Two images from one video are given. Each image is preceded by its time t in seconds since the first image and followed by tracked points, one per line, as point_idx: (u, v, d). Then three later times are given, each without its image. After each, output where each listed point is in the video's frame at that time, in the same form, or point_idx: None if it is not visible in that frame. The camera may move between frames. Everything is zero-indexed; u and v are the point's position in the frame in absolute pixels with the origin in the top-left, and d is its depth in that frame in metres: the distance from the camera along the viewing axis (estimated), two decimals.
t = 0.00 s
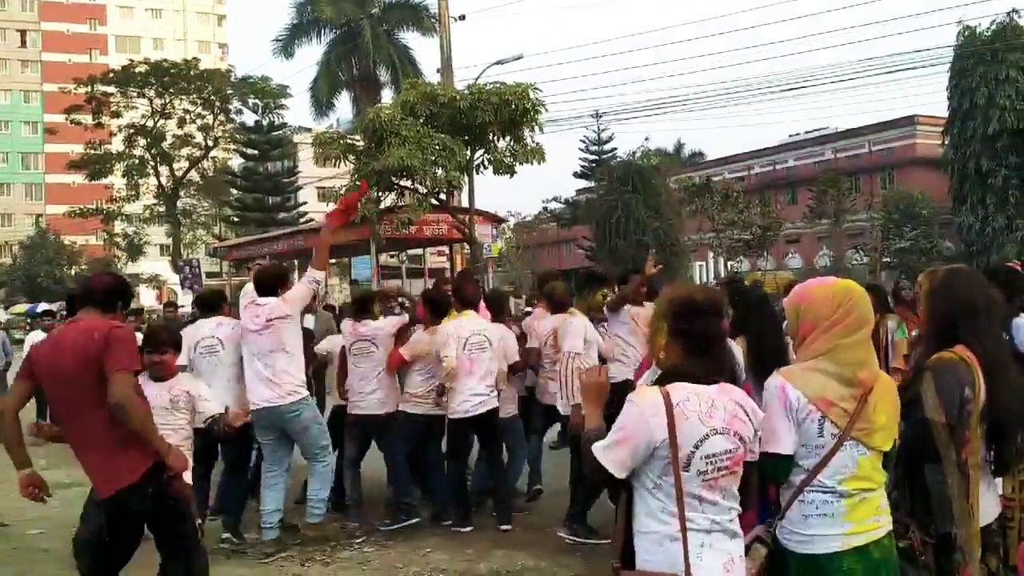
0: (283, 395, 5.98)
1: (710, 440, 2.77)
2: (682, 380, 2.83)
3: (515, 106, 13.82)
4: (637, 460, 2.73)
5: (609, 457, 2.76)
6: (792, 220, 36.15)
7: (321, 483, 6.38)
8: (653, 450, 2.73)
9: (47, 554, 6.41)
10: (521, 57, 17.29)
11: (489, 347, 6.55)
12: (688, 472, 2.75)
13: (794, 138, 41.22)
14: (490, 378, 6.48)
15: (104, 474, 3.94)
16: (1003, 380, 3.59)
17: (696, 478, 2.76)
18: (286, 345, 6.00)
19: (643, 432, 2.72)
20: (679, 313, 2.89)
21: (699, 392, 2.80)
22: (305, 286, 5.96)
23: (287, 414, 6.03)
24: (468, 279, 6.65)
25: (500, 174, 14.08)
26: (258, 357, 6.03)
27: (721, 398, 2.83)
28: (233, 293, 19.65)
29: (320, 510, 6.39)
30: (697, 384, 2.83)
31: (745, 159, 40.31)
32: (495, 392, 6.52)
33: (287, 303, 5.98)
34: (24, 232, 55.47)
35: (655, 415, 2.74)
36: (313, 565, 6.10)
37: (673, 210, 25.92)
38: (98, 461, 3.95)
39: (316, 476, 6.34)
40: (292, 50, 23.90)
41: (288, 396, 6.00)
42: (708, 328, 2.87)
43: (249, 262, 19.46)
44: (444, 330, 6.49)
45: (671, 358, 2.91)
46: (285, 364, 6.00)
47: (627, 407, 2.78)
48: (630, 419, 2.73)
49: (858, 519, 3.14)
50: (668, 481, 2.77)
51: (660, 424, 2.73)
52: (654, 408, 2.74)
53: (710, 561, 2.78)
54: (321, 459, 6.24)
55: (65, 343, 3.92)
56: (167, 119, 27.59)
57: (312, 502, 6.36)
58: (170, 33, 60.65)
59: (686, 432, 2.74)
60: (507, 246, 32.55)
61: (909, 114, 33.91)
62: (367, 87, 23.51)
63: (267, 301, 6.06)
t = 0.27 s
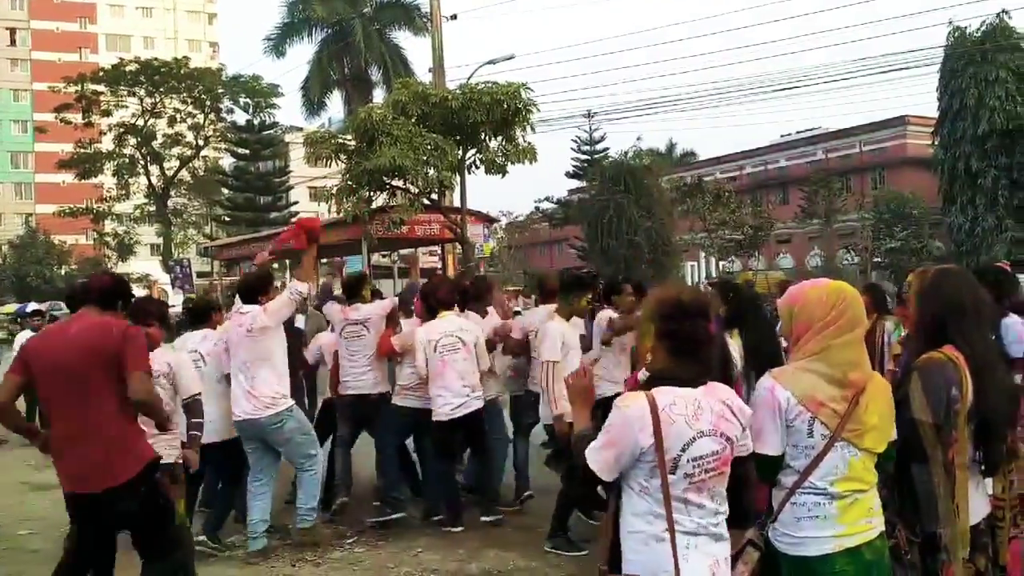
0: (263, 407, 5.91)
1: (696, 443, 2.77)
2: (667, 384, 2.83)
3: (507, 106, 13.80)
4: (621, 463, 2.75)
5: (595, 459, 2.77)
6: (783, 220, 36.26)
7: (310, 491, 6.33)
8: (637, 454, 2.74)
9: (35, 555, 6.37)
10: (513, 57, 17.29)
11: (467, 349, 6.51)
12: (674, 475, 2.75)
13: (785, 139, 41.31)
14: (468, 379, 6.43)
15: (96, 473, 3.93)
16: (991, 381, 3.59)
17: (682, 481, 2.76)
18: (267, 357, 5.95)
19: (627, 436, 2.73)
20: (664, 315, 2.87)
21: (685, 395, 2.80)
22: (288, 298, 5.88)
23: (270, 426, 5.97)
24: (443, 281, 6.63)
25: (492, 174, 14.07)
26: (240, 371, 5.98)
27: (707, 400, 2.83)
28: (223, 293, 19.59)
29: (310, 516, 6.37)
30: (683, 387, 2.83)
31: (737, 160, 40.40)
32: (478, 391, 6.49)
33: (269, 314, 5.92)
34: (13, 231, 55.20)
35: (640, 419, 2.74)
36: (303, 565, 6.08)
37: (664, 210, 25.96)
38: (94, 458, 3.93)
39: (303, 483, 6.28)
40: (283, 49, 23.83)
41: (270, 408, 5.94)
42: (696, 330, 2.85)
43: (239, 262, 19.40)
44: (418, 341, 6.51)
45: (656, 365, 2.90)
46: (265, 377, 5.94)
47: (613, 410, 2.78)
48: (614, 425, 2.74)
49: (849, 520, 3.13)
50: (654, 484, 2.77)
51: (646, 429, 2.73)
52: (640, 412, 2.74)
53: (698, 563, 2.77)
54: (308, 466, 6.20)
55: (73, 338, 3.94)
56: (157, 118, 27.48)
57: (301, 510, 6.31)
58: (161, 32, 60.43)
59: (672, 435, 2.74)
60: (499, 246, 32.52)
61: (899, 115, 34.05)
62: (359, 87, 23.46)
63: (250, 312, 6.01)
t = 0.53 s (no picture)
0: (248, 423, 5.91)
1: (685, 444, 2.78)
2: (655, 385, 2.84)
3: (501, 106, 13.80)
4: (610, 466, 2.77)
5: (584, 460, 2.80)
6: (777, 220, 36.35)
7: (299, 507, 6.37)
8: (626, 458, 2.75)
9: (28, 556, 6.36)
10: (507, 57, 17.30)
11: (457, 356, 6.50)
12: (662, 477, 2.77)
13: (779, 139, 41.41)
14: (455, 387, 6.43)
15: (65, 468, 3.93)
16: (983, 381, 3.61)
17: (671, 482, 2.78)
18: (253, 371, 5.95)
19: (615, 440, 2.75)
20: (654, 317, 2.87)
21: (673, 397, 2.81)
22: (275, 312, 5.84)
23: (258, 443, 5.97)
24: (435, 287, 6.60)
25: (485, 174, 14.08)
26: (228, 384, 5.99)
27: (697, 402, 2.83)
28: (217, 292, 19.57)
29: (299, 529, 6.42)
30: (672, 389, 2.83)
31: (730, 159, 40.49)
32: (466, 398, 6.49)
33: (257, 325, 5.91)
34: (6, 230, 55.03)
35: (627, 423, 2.75)
36: (297, 565, 6.07)
37: (658, 210, 26.00)
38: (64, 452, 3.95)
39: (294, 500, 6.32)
40: (277, 49, 23.79)
41: (258, 425, 5.93)
42: (686, 332, 2.85)
43: (233, 262, 19.38)
44: (407, 342, 6.58)
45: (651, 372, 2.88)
46: (253, 392, 5.93)
47: (601, 415, 2.79)
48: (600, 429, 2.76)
49: (842, 521, 3.15)
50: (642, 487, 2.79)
51: (633, 433, 2.74)
52: (627, 416, 2.76)
53: (688, 565, 2.79)
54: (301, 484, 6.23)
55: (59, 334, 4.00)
56: (150, 117, 27.41)
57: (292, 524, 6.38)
58: (154, 31, 60.25)
59: (661, 438, 2.75)
60: (494, 246, 32.54)
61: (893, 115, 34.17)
62: (353, 86, 23.45)
63: (238, 322, 5.98)
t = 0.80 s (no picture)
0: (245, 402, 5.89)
1: (675, 438, 2.78)
2: (646, 380, 2.85)
3: (499, 106, 13.78)
4: (598, 456, 2.77)
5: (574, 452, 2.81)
6: (775, 220, 36.39)
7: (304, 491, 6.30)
8: (612, 447, 2.76)
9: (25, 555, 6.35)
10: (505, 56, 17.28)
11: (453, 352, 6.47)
12: (650, 468, 2.76)
13: (777, 139, 41.43)
14: (451, 382, 6.44)
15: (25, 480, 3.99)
16: (982, 381, 3.61)
17: (659, 474, 2.77)
18: (252, 349, 5.94)
19: (601, 430, 2.76)
20: (648, 315, 2.88)
21: (663, 390, 2.81)
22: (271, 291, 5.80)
23: (259, 421, 5.95)
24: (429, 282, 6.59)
25: (483, 174, 14.07)
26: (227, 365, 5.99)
27: (689, 398, 2.84)
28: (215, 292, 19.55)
29: (303, 517, 6.32)
30: (665, 385, 2.83)
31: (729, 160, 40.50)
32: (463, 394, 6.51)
33: (254, 306, 5.90)
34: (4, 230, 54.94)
35: (613, 413, 2.76)
36: (294, 565, 6.08)
37: (656, 210, 26.00)
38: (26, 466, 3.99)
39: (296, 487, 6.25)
40: (275, 49, 23.75)
41: (258, 403, 5.91)
42: (681, 331, 2.86)
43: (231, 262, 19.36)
44: (404, 340, 6.55)
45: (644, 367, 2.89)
46: (252, 371, 5.93)
47: (588, 406, 2.81)
48: (588, 419, 2.78)
49: (842, 520, 3.14)
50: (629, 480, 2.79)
51: (620, 425, 2.75)
52: (614, 408, 2.77)
53: (679, 559, 2.78)
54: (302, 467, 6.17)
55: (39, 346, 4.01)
56: (148, 117, 27.35)
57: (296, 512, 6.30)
58: (152, 31, 60.18)
59: (648, 429, 2.75)
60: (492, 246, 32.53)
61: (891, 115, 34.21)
62: (351, 86, 23.44)
63: (235, 307, 6.00)
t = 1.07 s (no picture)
0: (251, 409, 5.91)
1: (676, 438, 2.79)
2: (644, 382, 2.87)
3: (499, 106, 13.79)
4: (603, 461, 2.77)
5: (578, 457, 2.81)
6: (775, 220, 36.42)
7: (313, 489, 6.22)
8: (616, 452, 2.77)
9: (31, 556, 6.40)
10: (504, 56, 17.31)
11: (451, 351, 6.52)
12: (652, 471, 2.78)
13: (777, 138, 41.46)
14: (446, 381, 6.41)
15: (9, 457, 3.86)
16: (983, 379, 3.62)
17: (661, 476, 2.78)
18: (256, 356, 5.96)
19: (604, 434, 2.76)
20: (643, 315, 2.90)
21: (663, 392, 2.82)
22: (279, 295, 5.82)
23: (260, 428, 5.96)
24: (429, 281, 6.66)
25: (483, 174, 14.09)
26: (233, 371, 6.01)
27: (687, 398, 2.85)
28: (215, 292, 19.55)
29: (311, 519, 6.21)
30: (663, 385, 2.85)
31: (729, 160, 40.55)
32: (457, 389, 6.48)
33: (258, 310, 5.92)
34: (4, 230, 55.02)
35: (615, 417, 2.76)
36: (295, 564, 6.11)
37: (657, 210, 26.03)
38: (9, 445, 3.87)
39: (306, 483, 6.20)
40: (275, 49, 23.77)
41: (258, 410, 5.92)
42: (678, 332, 2.87)
43: (231, 262, 19.37)
44: (403, 338, 6.61)
45: (643, 370, 2.90)
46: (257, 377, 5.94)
47: (590, 409, 2.81)
48: (591, 422, 2.78)
49: (842, 518, 3.16)
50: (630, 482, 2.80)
51: (622, 428, 2.76)
52: (615, 410, 2.77)
53: (680, 560, 2.79)
54: (314, 462, 6.13)
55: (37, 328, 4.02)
56: (149, 117, 27.36)
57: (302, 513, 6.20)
58: (152, 31, 60.16)
59: (650, 431, 2.76)
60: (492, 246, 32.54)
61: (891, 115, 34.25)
62: (351, 86, 23.49)
63: (242, 309, 6.03)
